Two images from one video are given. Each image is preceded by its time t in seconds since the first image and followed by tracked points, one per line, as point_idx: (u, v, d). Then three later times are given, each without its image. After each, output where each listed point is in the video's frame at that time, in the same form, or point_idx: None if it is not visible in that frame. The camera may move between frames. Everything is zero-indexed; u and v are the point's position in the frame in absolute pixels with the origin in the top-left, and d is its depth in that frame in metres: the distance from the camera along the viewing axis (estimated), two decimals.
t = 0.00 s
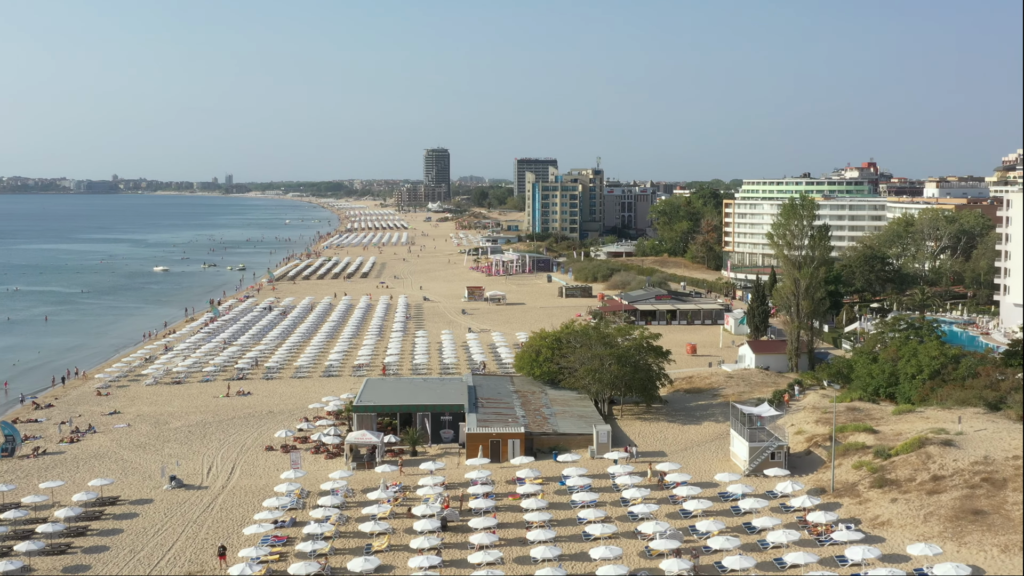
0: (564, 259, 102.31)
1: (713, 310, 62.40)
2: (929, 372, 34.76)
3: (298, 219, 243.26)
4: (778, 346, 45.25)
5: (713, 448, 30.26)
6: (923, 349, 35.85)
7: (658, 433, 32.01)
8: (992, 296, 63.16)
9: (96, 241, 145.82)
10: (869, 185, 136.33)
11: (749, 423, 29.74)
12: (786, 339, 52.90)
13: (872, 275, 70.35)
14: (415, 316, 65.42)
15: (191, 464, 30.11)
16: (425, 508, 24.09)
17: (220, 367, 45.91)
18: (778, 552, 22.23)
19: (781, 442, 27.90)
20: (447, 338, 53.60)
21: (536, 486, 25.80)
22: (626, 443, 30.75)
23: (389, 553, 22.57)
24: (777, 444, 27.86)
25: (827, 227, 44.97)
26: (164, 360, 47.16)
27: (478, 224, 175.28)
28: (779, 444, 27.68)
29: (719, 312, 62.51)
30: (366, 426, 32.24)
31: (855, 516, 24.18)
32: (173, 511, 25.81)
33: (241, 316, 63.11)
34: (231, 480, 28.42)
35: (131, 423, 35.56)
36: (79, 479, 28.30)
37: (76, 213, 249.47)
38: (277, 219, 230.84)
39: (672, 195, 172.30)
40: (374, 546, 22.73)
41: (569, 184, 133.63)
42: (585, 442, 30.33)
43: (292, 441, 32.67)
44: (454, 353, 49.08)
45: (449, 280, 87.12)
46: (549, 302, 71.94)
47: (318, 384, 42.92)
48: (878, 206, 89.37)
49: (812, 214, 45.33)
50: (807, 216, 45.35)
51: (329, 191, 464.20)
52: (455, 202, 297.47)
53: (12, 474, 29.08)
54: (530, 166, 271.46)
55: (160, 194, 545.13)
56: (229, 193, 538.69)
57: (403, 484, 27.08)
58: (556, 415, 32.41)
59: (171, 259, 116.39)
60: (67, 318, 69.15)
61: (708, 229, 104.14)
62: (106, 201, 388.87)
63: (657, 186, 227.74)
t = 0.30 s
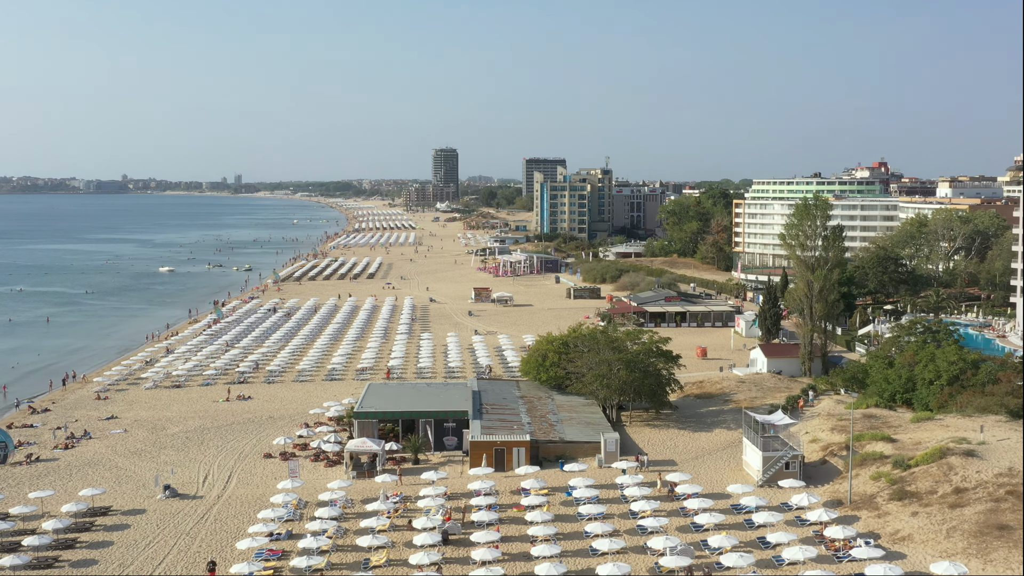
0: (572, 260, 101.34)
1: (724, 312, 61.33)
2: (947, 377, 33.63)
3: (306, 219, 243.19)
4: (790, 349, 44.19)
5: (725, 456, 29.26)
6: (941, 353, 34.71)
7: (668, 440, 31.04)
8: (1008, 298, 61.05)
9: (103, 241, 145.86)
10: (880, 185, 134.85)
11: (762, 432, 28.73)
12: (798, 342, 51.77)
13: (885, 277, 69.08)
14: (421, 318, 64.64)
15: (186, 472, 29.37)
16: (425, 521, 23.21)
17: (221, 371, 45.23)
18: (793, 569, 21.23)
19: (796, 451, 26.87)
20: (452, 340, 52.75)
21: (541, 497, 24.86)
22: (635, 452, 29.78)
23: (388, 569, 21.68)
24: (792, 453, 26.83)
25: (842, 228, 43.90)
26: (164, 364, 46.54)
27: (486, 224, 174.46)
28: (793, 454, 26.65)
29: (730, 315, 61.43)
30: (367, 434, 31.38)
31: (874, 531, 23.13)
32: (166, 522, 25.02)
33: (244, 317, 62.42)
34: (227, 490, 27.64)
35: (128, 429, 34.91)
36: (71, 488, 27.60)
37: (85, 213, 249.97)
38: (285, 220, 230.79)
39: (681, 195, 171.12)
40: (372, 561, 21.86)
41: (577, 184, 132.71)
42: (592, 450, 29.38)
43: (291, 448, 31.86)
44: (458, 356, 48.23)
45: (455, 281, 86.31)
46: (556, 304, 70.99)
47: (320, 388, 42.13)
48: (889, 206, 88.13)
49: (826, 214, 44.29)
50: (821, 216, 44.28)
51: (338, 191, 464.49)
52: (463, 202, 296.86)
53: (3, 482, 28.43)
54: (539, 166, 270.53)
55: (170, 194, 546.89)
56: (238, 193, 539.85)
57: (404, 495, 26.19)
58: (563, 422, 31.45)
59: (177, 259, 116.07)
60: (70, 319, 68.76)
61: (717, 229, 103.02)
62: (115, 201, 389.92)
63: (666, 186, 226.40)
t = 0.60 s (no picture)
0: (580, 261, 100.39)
1: (734, 314, 60.23)
2: (966, 384, 32.41)
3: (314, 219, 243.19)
4: (802, 353, 43.10)
5: (737, 466, 28.28)
6: (959, 359, 33.47)
7: (677, 449, 30.04)
8: None
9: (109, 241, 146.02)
10: (892, 185, 133.32)
11: (775, 441, 27.72)
12: (810, 346, 50.66)
13: (898, 278, 67.87)
14: (426, 320, 63.86)
15: (180, 481, 28.65)
16: (425, 535, 22.32)
17: (221, 375, 44.55)
18: None
19: (810, 461, 25.83)
20: (456, 343, 51.91)
21: (545, 510, 23.92)
22: (643, 461, 28.79)
23: None
24: (807, 464, 25.78)
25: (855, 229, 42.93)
26: (162, 367, 45.98)
27: (494, 224, 173.63)
28: (808, 465, 25.64)
29: (740, 317, 60.38)
30: (367, 442, 30.51)
31: (894, 547, 22.08)
32: (157, 534, 24.27)
33: (246, 319, 61.76)
34: (222, 500, 26.89)
35: (123, 435, 34.40)
36: (62, 498, 26.96)
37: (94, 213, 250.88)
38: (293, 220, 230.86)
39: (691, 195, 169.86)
40: None
41: (585, 184, 131.74)
42: (599, 459, 28.41)
43: (290, 455, 31.05)
44: (463, 359, 47.40)
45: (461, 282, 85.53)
46: (563, 305, 70.05)
47: (321, 392, 41.33)
48: (901, 206, 86.81)
49: (840, 214, 43.35)
50: (834, 216, 43.31)
51: (346, 190, 464.53)
52: (471, 202, 296.29)
53: None
54: (547, 166, 269.54)
55: (179, 194, 548.76)
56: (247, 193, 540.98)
57: (403, 506, 25.31)
58: (569, 430, 30.48)
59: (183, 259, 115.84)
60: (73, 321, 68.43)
61: (727, 230, 101.85)
62: (124, 201, 391.00)
63: (675, 185, 225.04)
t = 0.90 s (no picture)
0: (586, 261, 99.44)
1: (742, 316, 59.21)
2: (983, 391, 31.23)
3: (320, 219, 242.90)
4: (813, 358, 42.07)
5: (747, 477, 27.30)
6: (976, 364, 32.27)
7: (685, 458, 29.07)
8: None
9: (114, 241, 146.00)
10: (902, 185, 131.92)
11: (787, 451, 26.72)
12: (821, 349, 49.61)
13: (909, 280, 66.71)
14: (429, 322, 63.02)
15: (172, 492, 27.92)
16: (422, 551, 21.40)
17: (219, 379, 43.81)
18: None
19: (824, 473, 24.81)
20: (459, 346, 51.03)
21: (548, 523, 22.96)
22: (651, 471, 27.83)
23: None
24: (820, 475, 24.76)
25: (868, 230, 41.75)
26: (159, 371, 45.41)
27: (501, 224, 172.84)
28: (822, 476, 24.61)
29: (748, 319, 59.36)
30: (365, 450, 29.63)
31: (912, 565, 21.00)
32: (146, 546, 23.48)
33: (247, 322, 61.05)
34: (213, 511, 26.10)
35: (116, 442, 33.81)
36: (50, 509, 26.27)
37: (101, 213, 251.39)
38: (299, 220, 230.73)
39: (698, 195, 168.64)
40: None
41: (591, 184, 130.82)
42: (604, 469, 27.45)
43: (286, 464, 30.21)
44: (465, 362, 46.54)
45: (465, 283, 84.73)
46: (569, 307, 69.15)
47: (321, 397, 40.53)
48: (911, 206, 85.50)
49: (851, 216, 42.27)
50: (845, 218, 42.19)
51: (353, 190, 464.33)
52: (477, 203, 295.53)
53: None
54: (553, 166, 268.59)
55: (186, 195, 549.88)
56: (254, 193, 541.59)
57: (401, 518, 24.44)
58: (574, 438, 29.51)
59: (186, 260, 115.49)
60: (74, 323, 68.03)
61: (734, 231, 100.74)
62: (131, 201, 391.74)
63: (682, 185, 223.84)
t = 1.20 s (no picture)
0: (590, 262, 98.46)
1: (748, 318, 58.19)
2: (998, 397, 29.99)
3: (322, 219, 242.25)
4: (821, 362, 41.02)
5: (755, 487, 26.29)
6: (990, 370, 31.04)
7: (691, 467, 28.06)
8: None
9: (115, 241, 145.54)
10: (908, 185, 130.72)
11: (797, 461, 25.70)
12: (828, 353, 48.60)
13: (918, 281, 65.60)
14: (429, 324, 62.06)
15: (159, 502, 27.03)
16: (415, 567, 20.44)
17: (213, 383, 42.91)
18: None
19: (836, 485, 23.76)
20: (459, 349, 50.06)
21: (547, 538, 21.94)
22: (656, 481, 26.84)
23: None
24: (832, 487, 23.72)
25: (877, 231, 40.90)
26: (153, 375, 44.60)
27: (504, 224, 171.91)
28: (834, 488, 23.59)
29: (754, 321, 58.33)
30: (360, 459, 28.69)
31: None
32: (129, 560, 22.59)
33: (245, 324, 60.17)
34: (201, 523, 25.18)
35: (105, 449, 32.97)
36: (32, 521, 25.43)
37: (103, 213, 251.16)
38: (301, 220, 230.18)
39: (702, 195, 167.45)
40: None
41: (594, 184, 129.79)
42: (607, 479, 26.49)
43: (279, 473, 29.27)
44: (465, 366, 45.56)
45: (467, 284, 83.80)
46: (572, 309, 68.19)
47: (317, 401, 39.61)
48: (918, 206, 84.33)
49: (860, 217, 41.59)
50: (854, 219, 41.50)
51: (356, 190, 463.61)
52: (480, 203, 294.52)
53: None
54: (556, 166, 267.65)
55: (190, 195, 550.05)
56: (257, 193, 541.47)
57: (396, 532, 23.47)
58: (575, 447, 28.52)
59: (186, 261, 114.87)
60: (71, 324, 67.35)
61: (739, 231, 99.63)
62: (133, 202, 391.59)
63: (685, 185, 222.72)
